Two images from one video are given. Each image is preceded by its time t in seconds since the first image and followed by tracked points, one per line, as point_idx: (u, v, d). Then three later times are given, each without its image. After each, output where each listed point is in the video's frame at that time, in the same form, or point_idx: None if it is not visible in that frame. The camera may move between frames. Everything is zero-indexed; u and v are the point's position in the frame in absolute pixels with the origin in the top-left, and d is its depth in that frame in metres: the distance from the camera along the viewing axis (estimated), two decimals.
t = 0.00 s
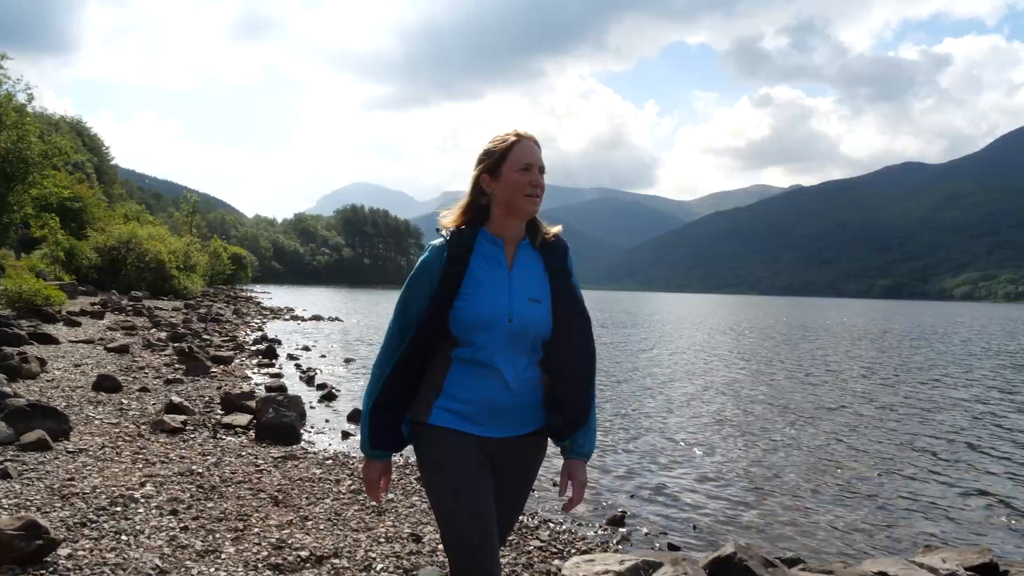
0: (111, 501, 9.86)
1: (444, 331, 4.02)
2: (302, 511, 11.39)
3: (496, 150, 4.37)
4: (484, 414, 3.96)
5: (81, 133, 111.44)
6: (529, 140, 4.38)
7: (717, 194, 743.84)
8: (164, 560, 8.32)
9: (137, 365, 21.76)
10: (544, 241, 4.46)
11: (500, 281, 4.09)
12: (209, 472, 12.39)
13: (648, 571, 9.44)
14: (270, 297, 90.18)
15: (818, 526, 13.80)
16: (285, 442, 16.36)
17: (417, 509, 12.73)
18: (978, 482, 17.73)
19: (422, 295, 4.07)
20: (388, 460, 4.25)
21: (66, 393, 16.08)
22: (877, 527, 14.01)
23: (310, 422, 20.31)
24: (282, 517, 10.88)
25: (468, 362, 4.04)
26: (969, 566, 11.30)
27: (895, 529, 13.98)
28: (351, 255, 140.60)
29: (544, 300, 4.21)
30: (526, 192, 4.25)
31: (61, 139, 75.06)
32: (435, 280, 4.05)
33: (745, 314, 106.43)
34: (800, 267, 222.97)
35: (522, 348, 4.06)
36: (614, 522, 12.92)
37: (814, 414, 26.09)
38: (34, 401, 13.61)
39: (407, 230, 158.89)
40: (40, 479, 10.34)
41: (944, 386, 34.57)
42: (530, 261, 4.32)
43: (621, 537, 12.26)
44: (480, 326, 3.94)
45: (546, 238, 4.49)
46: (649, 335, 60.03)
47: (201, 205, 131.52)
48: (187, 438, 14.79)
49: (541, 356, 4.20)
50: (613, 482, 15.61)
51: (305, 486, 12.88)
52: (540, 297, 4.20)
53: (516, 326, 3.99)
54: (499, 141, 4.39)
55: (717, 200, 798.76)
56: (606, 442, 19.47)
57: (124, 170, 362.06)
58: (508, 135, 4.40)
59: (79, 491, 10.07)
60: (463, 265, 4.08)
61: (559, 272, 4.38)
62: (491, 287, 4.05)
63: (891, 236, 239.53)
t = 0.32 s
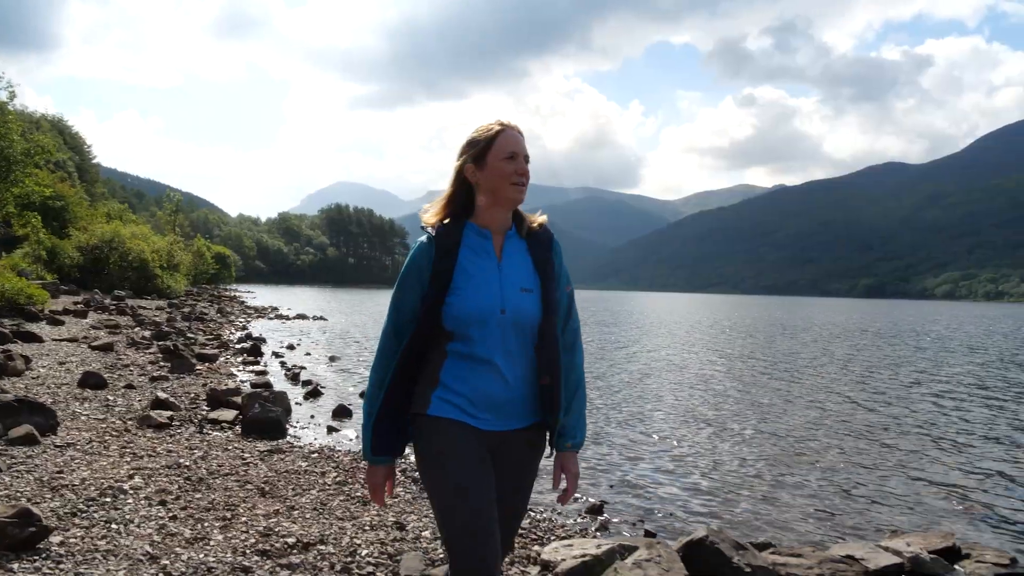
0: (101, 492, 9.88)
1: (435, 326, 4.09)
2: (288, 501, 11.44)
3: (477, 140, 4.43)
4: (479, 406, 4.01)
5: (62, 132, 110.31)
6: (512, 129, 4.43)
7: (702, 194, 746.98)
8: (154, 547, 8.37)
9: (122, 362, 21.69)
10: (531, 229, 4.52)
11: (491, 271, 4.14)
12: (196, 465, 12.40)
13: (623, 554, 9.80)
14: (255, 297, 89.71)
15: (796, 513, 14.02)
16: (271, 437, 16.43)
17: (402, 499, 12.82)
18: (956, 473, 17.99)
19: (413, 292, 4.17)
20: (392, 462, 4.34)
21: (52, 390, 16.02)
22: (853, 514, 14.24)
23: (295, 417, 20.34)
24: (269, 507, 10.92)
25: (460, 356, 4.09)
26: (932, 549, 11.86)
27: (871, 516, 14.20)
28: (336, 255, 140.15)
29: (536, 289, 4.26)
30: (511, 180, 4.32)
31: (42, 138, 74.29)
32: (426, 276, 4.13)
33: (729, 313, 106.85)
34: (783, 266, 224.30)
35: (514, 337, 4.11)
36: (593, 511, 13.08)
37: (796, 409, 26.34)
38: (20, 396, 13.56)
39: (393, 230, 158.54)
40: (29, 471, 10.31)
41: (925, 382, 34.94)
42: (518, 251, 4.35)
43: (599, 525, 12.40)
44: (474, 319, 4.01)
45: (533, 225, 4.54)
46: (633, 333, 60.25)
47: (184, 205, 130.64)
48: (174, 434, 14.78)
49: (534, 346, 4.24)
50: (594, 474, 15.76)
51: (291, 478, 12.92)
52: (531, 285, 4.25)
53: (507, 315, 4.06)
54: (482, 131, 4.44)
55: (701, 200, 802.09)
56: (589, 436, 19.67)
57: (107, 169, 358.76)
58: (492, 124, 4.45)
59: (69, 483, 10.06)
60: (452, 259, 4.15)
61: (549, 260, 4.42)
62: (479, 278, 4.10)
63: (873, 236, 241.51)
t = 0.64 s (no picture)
0: (90, 482, 9.91)
1: (435, 304, 4.08)
2: (274, 491, 11.48)
3: (469, 119, 4.40)
4: (475, 384, 4.08)
5: (44, 130, 109.20)
6: (505, 108, 4.42)
7: (687, 194, 750.28)
8: (145, 534, 8.46)
9: (107, 360, 21.58)
10: (522, 208, 4.54)
11: (487, 251, 4.16)
12: (184, 458, 12.42)
13: (600, 537, 10.12)
14: (240, 296, 89.34)
15: (774, 502, 14.22)
16: (257, 431, 16.49)
17: (387, 489, 12.88)
18: (933, 463, 18.26)
19: (413, 271, 4.08)
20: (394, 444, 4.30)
21: (38, 386, 15.97)
22: (830, 503, 14.46)
23: (281, 412, 20.35)
24: (256, 497, 10.96)
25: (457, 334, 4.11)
26: (897, 533, 12.14)
27: (845, 504, 14.46)
28: (321, 254, 139.66)
29: (528, 266, 4.30)
30: (504, 160, 4.33)
31: (23, 135, 73.42)
32: (425, 256, 4.08)
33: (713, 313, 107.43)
34: (768, 267, 225.51)
35: (511, 317, 4.15)
36: (573, 499, 13.24)
37: (778, 404, 26.59)
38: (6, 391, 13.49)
39: (378, 229, 158.19)
40: (18, 463, 10.30)
41: (905, 378, 35.32)
42: (512, 230, 4.37)
43: (579, 512, 12.57)
44: (474, 299, 4.02)
45: (524, 204, 4.57)
46: (617, 332, 60.56)
47: (168, 203, 129.74)
48: (161, 428, 14.79)
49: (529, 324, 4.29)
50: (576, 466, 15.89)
51: (278, 470, 12.96)
52: (526, 261, 4.29)
53: (506, 292, 4.10)
54: (475, 109, 4.41)
55: (687, 200, 804.56)
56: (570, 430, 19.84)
57: (89, 167, 355.60)
58: (485, 103, 4.42)
59: (59, 474, 10.06)
60: (450, 236, 4.12)
61: (541, 237, 4.46)
62: (477, 256, 4.11)
63: (856, 236, 243.28)
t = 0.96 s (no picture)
0: (80, 474, 9.94)
1: (434, 292, 4.01)
2: (262, 482, 11.52)
3: (466, 108, 4.33)
4: (474, 368, 4.08)
5: (26, 128, 108.18)
6: (501, 100, 4.39)
7: (673, 194, 752.96)
8: (135, 522, 8.54)
9: (93, 357, 21.49)
10: (513, 198, 4.56)
11: (484, 240, 4.14)
12: (172, 451, 12.43)
13: (578, 524, 10.42)
14: (225, 295, 88.95)
15: (747, 493, 14.44)
16: (245, 426, 16.52)
17: (372, 480, 12.95)
18: (914, 457, 18.43)
19: (415, 257, 3.98)
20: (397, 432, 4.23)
21: (25, 382, 15.90)
22: (807, 494, 14.64)
23: (267, 408, 20.38)
24: (243, 487, 11.00)
25: (456, 318, 4.07)
26: (865, 520, 12.31)
27: (816, 494, 14.72)
28: (307, 254, 139.16)
29: (523, 255, 4.32)
30: (503, 151, 4.31)
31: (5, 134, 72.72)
32: (428, 242, 4.01)
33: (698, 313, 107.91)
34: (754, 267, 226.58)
35: (507, 306, 4.17)
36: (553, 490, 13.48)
37: (762, 401, 26.72)
38: None
39: (364, 228, 157.74)
40: (8, 455, 10.28)
41: (887, 376, 35.57)
42: (506, 221, 4.38)
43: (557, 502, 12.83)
44: (473, 288, 4.02)
45: (513, 194, 4.60)
46: (602, 331, 60.81)
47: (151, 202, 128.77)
48: (149, 423, 14.77)
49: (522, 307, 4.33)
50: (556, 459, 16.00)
51: (264, 462, 12.99)
52: (518, 250, 4.33)
53: (502, 279, 4.11)
54: (472, 100, 4.36)
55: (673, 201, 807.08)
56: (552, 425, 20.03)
57: (72, 166, 352.62)
58: (481, 95, 4.38)
59: (49, 466, 10.06)
60: (447, 226, 4.07)
61: (532, 228, 4.53)
62: (474, 246, 4.09)
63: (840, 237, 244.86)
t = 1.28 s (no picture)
0: (69, 468, 9.95)
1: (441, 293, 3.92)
2: (249, 476, 11.54)
3: (468, 108, 4.26)
4: (478, 370, 4.02)
5: (8, 127, 107.00)
6: (501, 103, 4.33)
7: (659, 195, 754.98)
8: (126, 513, 8.60)
9: (78, 356, 21.36)
10: (507, 201, 4.54)
11: (485, 241, 4.09)
12: (160, 446, 12.44)
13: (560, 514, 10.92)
14: (209, 295, 88.45)
15: (724, 485, 14.63)
16: (231, 423, 16.54)
17: (358, 474, 13.00)
18: (894, 451, 18.57)
19: (420, 255, 3.87)
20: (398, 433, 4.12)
21: (11, 381, 15.83)
22: (784, 486, 14.76)
23: (254, 405, 20.36)
24: (231, 481, 11.03)
25: (459, 319, 4.01)
26: (835, 509, 12.46)
27: (790, 485, 14.94)
28: (292, 253, 138.53)
29: (521, 254, 4.29)
30: (505, 153, 4.27)
31: None
32: (433, 241, 3.93)
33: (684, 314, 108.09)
34: (739, 266, 227.45)
35: (508, 307, 4.11)
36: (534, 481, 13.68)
37: (745, 398, 26.85)
38: None
39: (350, 228, 157.17)
40: None
41: (869, 373, 35.80)
42: (505, 223, 4.34)
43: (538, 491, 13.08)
44: (475, 290, 3.97)
45: (509, 196, 4.57)
46: (588, 330, 60.93)
47: (135, 201, 127.80)
48: (136, 420, 14.77)
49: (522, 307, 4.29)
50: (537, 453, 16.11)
51: (251, 457, 13.01)
52: (518, 251, 4.28)
53: (504, 280, 4.07)
54: (473, 100, 4.29)
55: (659, 201, 808.70)
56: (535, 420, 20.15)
57: (56, 165, 350.19)
58: (483, 97, 4.31)
59: (38, 461, 10.04)
60: (450, 227, 4.00)
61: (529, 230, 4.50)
62: (477, 248, 4.03)
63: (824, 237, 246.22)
